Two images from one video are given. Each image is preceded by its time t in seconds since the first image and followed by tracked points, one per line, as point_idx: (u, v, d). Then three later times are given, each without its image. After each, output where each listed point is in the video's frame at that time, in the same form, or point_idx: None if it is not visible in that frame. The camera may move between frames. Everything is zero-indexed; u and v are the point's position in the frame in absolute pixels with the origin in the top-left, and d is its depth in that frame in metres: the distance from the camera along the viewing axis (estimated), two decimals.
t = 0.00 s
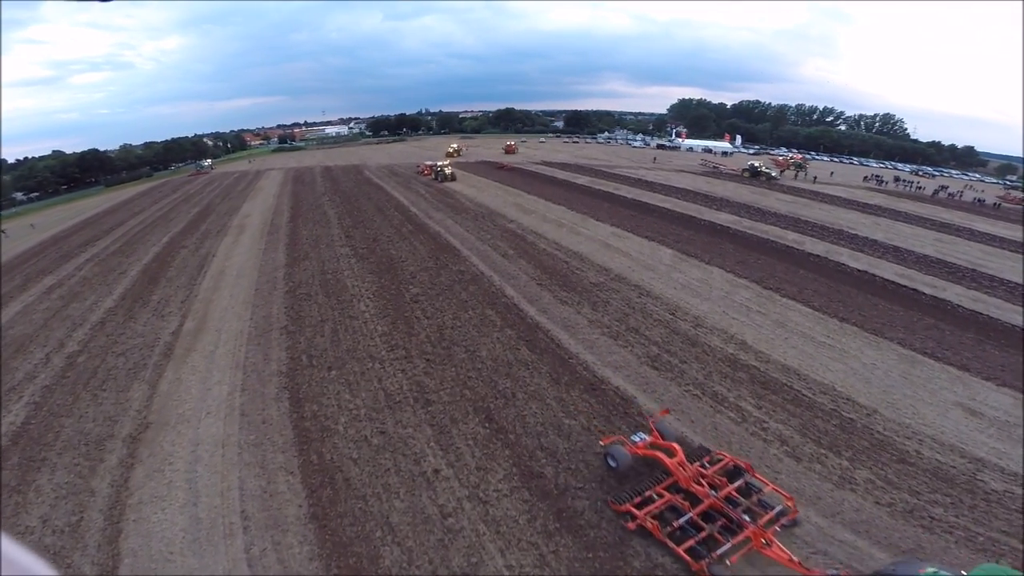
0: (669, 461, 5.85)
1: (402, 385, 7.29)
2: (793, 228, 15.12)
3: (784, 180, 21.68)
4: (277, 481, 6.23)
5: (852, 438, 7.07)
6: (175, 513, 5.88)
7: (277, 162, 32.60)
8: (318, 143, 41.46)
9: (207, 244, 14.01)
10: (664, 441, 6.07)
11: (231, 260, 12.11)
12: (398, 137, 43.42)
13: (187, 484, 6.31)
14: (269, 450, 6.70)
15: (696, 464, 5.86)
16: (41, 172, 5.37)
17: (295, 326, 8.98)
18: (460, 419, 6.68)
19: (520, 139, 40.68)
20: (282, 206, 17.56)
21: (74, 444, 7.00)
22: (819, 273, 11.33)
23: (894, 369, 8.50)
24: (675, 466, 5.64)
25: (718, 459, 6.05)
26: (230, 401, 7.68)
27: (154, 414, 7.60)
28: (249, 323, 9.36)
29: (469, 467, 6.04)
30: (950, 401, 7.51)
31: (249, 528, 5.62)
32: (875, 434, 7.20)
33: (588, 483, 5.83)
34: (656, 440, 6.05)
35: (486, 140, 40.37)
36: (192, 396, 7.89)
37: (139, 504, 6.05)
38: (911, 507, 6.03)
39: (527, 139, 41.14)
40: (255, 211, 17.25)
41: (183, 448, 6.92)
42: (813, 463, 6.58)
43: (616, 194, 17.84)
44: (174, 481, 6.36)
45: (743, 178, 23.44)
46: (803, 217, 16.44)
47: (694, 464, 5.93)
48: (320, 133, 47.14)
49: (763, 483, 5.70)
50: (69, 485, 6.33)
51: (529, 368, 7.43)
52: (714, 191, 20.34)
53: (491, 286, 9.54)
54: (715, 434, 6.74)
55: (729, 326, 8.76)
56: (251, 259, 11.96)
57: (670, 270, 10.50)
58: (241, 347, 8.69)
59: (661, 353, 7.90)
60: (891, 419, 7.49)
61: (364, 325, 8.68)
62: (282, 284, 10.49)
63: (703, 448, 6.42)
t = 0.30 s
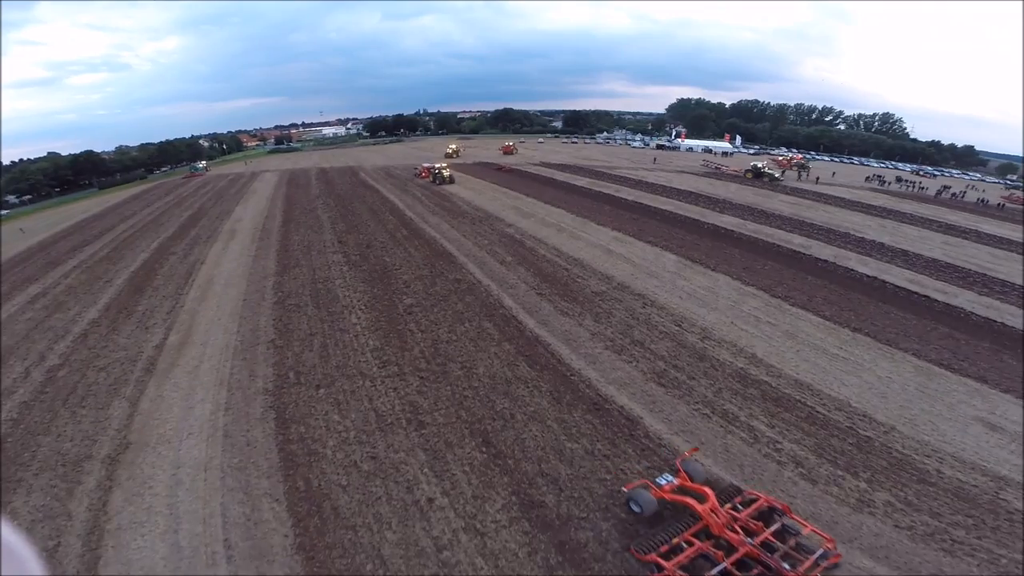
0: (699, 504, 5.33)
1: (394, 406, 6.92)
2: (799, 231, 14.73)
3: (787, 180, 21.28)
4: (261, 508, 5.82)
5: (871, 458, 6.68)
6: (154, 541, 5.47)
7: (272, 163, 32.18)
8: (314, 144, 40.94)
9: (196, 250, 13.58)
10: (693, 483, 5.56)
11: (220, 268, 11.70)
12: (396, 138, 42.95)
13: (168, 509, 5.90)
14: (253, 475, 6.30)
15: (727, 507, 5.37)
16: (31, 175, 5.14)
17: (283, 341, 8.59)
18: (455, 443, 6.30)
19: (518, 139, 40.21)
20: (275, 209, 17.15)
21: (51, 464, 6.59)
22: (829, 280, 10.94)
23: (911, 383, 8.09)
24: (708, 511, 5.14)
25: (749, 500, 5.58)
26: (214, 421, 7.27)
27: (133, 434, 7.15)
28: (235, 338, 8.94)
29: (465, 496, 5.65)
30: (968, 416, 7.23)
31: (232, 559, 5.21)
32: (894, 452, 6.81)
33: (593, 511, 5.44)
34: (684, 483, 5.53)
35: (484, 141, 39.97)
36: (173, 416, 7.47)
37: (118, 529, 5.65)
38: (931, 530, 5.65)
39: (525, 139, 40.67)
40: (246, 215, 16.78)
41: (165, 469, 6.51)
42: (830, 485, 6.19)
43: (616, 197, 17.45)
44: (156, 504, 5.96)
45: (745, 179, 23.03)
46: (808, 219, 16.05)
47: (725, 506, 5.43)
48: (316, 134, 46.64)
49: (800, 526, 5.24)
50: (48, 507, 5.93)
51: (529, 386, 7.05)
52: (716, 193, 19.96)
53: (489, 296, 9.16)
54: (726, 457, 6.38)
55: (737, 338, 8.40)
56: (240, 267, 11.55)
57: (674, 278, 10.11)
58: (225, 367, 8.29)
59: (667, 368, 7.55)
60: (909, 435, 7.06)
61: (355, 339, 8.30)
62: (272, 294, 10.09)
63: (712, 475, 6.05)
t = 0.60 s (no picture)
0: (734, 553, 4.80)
1: (385, 428, 6.54)
2: (804, 233, 14.35)
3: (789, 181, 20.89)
4: (243, 537, 5.41)
5: (890, 478, 6.29)
6: (131, 570, 5.08)
7: (266, 164, 31.73)
8: (309, 144, 40.42)
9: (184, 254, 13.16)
10: (726, 530, 5.04)
11: (207, 275, 11.27)
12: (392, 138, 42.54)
13: (145, 536, 5.49)
14: (234, 500, 5.89)
15: (767, 554, 4.82)
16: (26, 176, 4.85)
17: (270, 355, 8.21)
18: (450, 468, 5.92)
19: (516, 138, 39.74)
20: (267, 212, 16.74)
21: (22, 485, 6.07)
22: (839, 287, 10.59)
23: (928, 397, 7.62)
24: (744, 559, 4.60)
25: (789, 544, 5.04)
26: (195, 442, 6.86)
27: (110, 453, 6.69)
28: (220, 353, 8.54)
29: (461, 526, 5.26)
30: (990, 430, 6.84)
31: None
32: (915, 471, 6.42)
33: (597, 543, 5.06)
34: (717, 530, 5.01)
35: (481, 141, 39.60)
36: (152, 434, 7.04)
37: (94, 555, 5.26)
38: (954, 555, 5.30)
39: (522, 139, 40.20)
40: (237, 218, 16.32)
41: (142, 493, 6.07)
42: (848, 508, 5.81)
43: (616, 199, 17.07)
44: (133, 531, 5.55)
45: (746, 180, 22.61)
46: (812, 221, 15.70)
47: (765, 554, 4.87)
48: (312, 134, 46.22)
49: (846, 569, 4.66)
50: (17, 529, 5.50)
51: (527, 405, 6.67)
52: (717, 194, 19.61)
53: (486, 306, 8.77)
54: (738, 481, 6.01)
55: (747, 351, 8.05)
56: (228, 274, 11.12)
57: (679, 286, 9.72)
58: (208, 386, 7.89)
59: (674, 385, 7.21)
60: (929, 453, 6.65)
61: (345, 354, 7.91)
62: (260, 304, 9.68)
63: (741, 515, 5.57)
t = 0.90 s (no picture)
0: None
1: (375, 451, 6.15)
2: (810, 234, 13.93)
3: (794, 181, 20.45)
4: (223, 566, 4.98)
5: (911, 500, 5.86)
6: None
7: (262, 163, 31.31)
8: (306, 144, 39.99)
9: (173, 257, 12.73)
10: None
11: (195, 282, 10.85)
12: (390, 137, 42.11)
13: (126, 561, 5.08)
14: (215, 526, 5.46)
15: None
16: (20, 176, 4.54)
17: (256, 370, 7.84)
18: (445, 496, 5.52)
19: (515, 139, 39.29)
20: (259, 214, 16.33)
21: None
22: (851, 294, 10.17)
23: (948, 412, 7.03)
24: None
25: None
26: (175, 463, 6.44)
27: (87, 474, 6.26)
28: (205, 368, 8.14)
29: (456, 559, 4.84)
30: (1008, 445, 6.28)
31: None
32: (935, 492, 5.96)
33: None
34: None
35: (479, 141, 39.21)
36: (131, 453, 6.61)
37: None
38: None
39: (521, 139, 39.77)
40: (228, 220, 15.87)
41: (117, 517, 5.64)
42: (867, 533, 5.42)
43: (617, 200, 16.68)
44: (110, 557, 5.13)
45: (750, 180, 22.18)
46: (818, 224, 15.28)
47: None
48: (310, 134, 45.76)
49: None
50: None
51: (527, 427, 6.28)
52: (721, 195, 19.20)
53: (483, 317, 8.38)
54: (752, 506, 5.60)
55: (756, 365, 7.74)
56: (216, 281, 10.70)
57: (685, 294, 9.33)
58: (190, 403, 7.48)
59: (683, 403, 6.85)
60: (953, 472, 6.10)
61: (334, 369, 7.53)
62: (248, 314, 9.29)
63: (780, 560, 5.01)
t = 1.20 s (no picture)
0: None
1: (365, 478, 5.74)
2: (819, 238, 13.53)
3: (798, 182, 20.01)
4: None
5: (934, 523, 5.48)
6: None
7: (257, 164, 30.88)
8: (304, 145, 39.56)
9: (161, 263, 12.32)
10: None
11: (182, 289, 10.42)
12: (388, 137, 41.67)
13: None
14: (193, 557, 5.04)
15: None
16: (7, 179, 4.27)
17: (241, 388, 7.48)
18: (439, 527, 5.10)
19: (513, 139, 38.82)
20: (252, 217, 15.92)
21: None
22: (865, 303, 9.77)
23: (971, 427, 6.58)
24: None
25: None
26: (153, 487, 6.00)
27: (62, 496, 5.81)
28: (189, 385, 7.72)
29: None
30: None
31: None
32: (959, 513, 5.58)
33: None
34: None
35: (478, 142, 38.81)
36: (107, 475, 6.15)
37: None
38: None
39: (520, 139, 39.31)
40: (219, 223, 15.40)
41: (90, 547, 5.21)
42: (890, 561, 5.05)
43: (618, 203, 16.29)
44: None
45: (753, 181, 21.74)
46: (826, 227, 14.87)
47: None
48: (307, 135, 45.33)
49: None
50: None
51: (526, 451, 5.89)
52: (724, 197, 18.79)
53: (481, 329, 7.98)
54: (769, 536, 5.19)
55: (768, 382, 7.40)
56: (204, 288, 10.28)
57: (692, 304, 8.94)
58: (172, 422, 7.03)
59: (693, 424, 6.48)
60: (976, 492, 5.69)
61: (323, 388, 7.14)
62: (235, 326, 8.89)
63: None
